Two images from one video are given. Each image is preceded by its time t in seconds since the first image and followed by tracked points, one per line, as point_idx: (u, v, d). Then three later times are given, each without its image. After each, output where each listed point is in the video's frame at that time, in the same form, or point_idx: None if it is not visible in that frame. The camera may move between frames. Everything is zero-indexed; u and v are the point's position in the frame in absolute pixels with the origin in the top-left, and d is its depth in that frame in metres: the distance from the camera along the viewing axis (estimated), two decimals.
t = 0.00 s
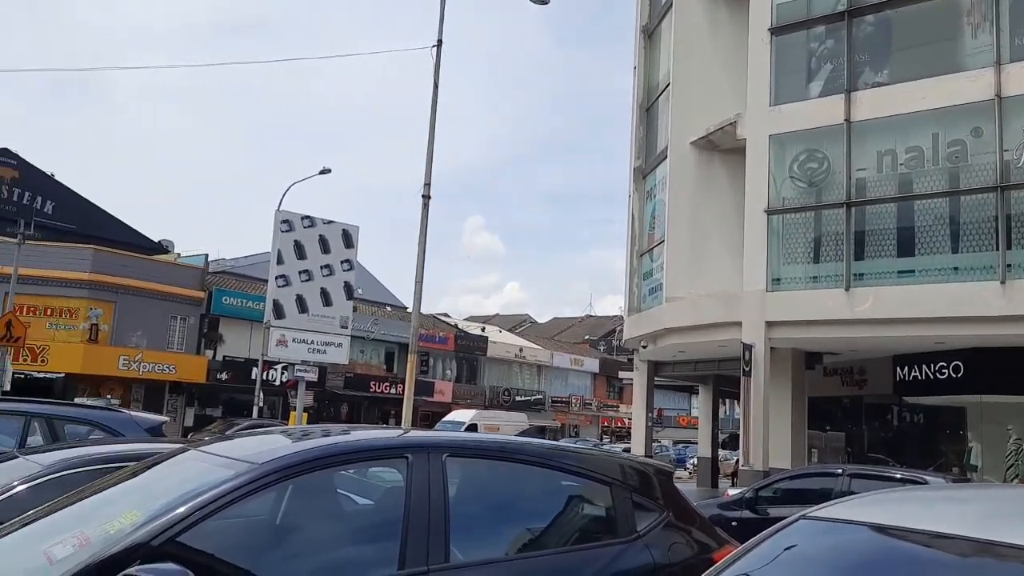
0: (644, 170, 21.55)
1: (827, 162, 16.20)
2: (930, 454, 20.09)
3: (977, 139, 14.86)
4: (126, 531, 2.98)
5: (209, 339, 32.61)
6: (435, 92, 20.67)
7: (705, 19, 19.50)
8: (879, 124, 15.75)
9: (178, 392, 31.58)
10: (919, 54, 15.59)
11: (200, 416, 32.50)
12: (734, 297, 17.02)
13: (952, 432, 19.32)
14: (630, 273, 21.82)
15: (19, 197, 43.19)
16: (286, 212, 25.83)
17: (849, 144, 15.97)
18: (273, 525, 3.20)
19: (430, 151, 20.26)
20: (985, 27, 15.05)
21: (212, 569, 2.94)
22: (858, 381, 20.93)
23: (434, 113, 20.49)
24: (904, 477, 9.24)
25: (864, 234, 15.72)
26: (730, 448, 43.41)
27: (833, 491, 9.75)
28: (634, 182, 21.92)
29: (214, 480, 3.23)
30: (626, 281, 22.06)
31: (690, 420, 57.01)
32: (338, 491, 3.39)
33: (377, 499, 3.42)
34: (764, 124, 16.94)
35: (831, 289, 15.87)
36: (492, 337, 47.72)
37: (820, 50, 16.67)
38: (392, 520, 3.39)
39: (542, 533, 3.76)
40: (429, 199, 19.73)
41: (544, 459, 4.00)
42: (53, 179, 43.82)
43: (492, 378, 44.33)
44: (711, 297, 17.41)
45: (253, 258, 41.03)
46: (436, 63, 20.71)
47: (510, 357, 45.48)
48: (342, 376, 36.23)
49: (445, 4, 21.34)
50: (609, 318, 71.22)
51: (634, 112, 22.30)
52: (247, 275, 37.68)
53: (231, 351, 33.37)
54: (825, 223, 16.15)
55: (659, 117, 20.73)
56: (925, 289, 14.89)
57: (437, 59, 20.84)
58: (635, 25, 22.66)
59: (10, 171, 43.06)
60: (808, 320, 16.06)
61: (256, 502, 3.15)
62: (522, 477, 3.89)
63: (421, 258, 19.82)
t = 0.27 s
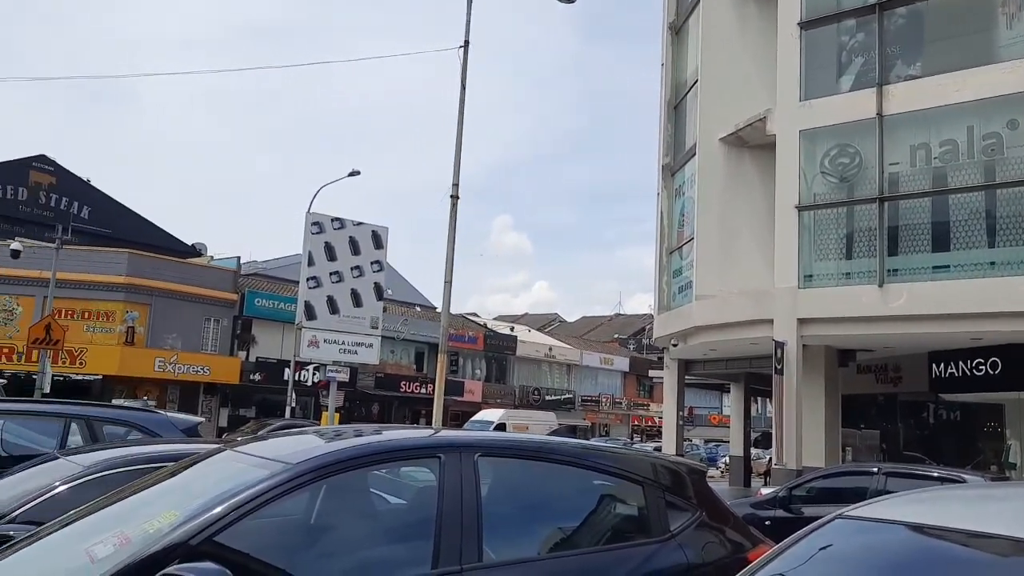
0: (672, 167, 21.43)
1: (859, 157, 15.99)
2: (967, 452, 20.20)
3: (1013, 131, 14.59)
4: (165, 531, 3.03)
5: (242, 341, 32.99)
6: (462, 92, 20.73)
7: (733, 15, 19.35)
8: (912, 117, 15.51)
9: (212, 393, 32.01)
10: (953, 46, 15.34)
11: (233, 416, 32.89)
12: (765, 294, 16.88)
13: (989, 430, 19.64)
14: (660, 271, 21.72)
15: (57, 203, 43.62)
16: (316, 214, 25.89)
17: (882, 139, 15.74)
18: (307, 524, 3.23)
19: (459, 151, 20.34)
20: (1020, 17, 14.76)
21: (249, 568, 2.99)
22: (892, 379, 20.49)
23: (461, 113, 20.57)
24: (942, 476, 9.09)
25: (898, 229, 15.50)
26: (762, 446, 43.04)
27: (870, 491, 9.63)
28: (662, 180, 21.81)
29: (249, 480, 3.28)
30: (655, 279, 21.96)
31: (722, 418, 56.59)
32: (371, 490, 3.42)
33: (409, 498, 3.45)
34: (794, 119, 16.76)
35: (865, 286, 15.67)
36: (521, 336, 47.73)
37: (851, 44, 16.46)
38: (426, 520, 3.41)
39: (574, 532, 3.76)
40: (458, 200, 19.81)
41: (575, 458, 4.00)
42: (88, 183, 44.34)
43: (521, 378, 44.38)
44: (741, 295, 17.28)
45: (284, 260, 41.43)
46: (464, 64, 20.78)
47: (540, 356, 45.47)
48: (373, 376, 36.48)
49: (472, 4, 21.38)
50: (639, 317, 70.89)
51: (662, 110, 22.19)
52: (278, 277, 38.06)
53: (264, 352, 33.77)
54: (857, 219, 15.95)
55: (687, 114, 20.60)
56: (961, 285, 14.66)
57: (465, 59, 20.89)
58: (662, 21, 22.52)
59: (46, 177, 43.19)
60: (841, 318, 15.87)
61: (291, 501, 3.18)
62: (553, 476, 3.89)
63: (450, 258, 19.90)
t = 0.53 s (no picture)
0: (697, 165, 21.30)
1: (887, 152, 15.79)
2: (999, 450, 20.12)
3: None
4: (198, 531, 3.07)
5: (270, 343, 33.29)
6: (486, 93, 20.74)
7: (758, 11, 19.20)
8: (941, 111, 15.30)
9: (241, 394, 32.33)
10: (983, 39, 15.10)
11: (262, 417, 33.19)
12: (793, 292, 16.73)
13: None
14: (685, 270, 21.62)
15: (87, 208, 44.34)
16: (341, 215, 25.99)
17: (911, 133, 15.54)
18: (336, 525, 3.25)
19: (483, 152, 20.37)
20: None
21: (280, 568, 3.01)
22: (924, 377, 20.22)
23: (485, 114, 20.60)
24: (976, 476, 8.95)
25: (928, 225, 15.30)
26: (791, 445, 42.65)
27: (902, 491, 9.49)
28: (687, 178, 21.68)
29: (279, 480, 3.31)
30: (681, 277, 21.86)
31: (750, 417, 56.15)
32: (399, 491, 3.44)
33: (437, 499, 3.47)
34: (821, 115, 16.59)
35: (894, 282, 15.48)
36: (547, 336, 47.69)
37: (878, 38, 16.25)
38: (454, 521, 3.42)
39: (602, 533, 3.76)
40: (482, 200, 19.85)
41: (602, 459, 4.00)
42: (118, 188, 45.07)
43: (547, 377, 44.35)
44: (768, 293, 17.14)
45: (311, 262, 41.73)
46: (487, 65, 20.81)
47: (566, 356, 45.40)
48: (399, 376, 36.64)
49: (495, 5, 21.41)
50: (665, 316, 70.55)
51: (686, 108, 22.07)
52: (305, 279, 38.35)
53: (292, 353, 34.01)
54: (886, 215, 15.76)
55: (712, 111, 20.47)
56: (994, 281, 14.45)
57: (488, 60, 20.90)
58: (686, 18, 22.39)
59: (77, 183, 43.77)
60: (871, 315, 15.69)
61: (321, 502, 3.21)
62: (581, 476, 3.89)
63: (475, 258, 19.93)
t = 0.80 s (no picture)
0: (716, 163, 21.25)
1: (908, 148, 15.70)
2: None
3: None
4: (228, 530, 3.18)
5: (293, 344, 33.57)
6: (504, 94, 20.85)
7: (776, 8, 19.13)
8: (962, 106, 15.20)
9: (265, 395, 32.65)
10: (1005, 33, 14.99)
11: (287, 417, 33.49)
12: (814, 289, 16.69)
13: None
14: (705, 268, 21.59)
15: (116, 214, 44.95)
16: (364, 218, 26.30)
17: (931, 129, 15.45)
18: (362, 523, 3.35)
19: (502, 152, 20.47)
20: None
21: (309, 566, 3.12)
22: (948, 373, 20.09)
23: (504, 115, 20.70)
24: (1000, 472, 8.89)
25: (950, 221, 15.23)
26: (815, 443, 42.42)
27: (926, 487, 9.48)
28: (707, 175, 21.64)
29: (307, 480, 3.41)
30: (701, 275, 21.83)
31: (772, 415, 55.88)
32: (424, 490, 3.53)
33: (461, 497, 3.56)
34: (840, 111, 16.52)
35: (916, 279, 15.42)
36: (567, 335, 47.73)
37: (898, 33, 16.15)
38: (479, 518, 3.51)
39: (623, 531, 3.83)
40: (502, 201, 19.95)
41: (623, 457, 4.06)
42: (145, 194, 45.73)
43: (568, 376, 44.40)
44: (789, 290, 17.09)
45: (332, 263, 42.03)
46: (505, 66, 20.91)
47: (587, 354, 45.42)
48: (421, 376, 36.83)
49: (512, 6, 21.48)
50: (686, 313, 70.37)
51: (704, 106, 22.03)
52: (327, 280, 38.64)
53: (315, 354, 34.26)
54: (908, 211, 15.69)
55: (730, 109, 20.42)
56: (1018, 276, 14.39)
57: (506, 62, 21.00)
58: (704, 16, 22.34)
59: (105, 189, 44.43)
60: (893, 312, 15.62)
61: (347, 502, 3.31)
62: (601, 474, 3.96)
63: (496, 259, 20.03)
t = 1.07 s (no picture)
0: (751, 160, 20.98)
1: (949, 142, 15.36)
2: None
3: None
4: (264, 532, 3.14)
5: (327, 346, 33.79)
6: (536, 94, 20.78)
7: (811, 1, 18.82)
8: (1005, 98, 14.81)
9: (301, 397, 32.90)
10: None
11: (322, 420, 33.70)
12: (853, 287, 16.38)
13: None
14: (741, 266, 21.32)
15: (151, 218, 45.67)
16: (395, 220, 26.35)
17: (973, 122, 15.08)
18: (397, 525, 3.29)
19: (533, 153, 20.40)
20: None
21: (345, 569, 3.07)
22: (992, 372, 19.65)
23: (535, 115, 20.64)
24: None
25: (994, 216, 14.86)
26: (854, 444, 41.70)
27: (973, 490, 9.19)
28: (742, 173, 21.36)
29: (341, 482, 3.37)
30: (737, 274, 21.56)
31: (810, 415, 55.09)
32: (459, 492, 3.47)
33: (496, 499, 3.49)
34: (879, 106, 16.20)
35: (959, 276, 15.06)
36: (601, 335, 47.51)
37: (936, 25, 15.80)
38: (514, 520, 3.44)
39: (661, 534, 3.73)
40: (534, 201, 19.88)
41: (659, 458, 3.97)
42: (179, 198, 46.39)
43: (602, 377, 44.19)
44: (827, 288, 16.79)
45: (366, 266, 42.28)
46: (536, 66, 20.85)
47: (621, 355, 45.15)
48: (454, 378, 36.88)
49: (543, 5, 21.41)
50: (721, 314, 69.71)
51: (738, 103, 21.77)
52: (360, 283, 38.86)
53: (349, 356, 34.45)
54: (949, 206, 15.35)
55: (766, 105, 20.15)
56: None
57: (536, 62, 20.92)
58: (737, 11, 22.07)
59: (140, 195, 45.13)
60: (935, 310, 15.28)
61: (382, 503, 3.26)
62: (638, 476, 3.87)
63: (528, 259, 19.96)
